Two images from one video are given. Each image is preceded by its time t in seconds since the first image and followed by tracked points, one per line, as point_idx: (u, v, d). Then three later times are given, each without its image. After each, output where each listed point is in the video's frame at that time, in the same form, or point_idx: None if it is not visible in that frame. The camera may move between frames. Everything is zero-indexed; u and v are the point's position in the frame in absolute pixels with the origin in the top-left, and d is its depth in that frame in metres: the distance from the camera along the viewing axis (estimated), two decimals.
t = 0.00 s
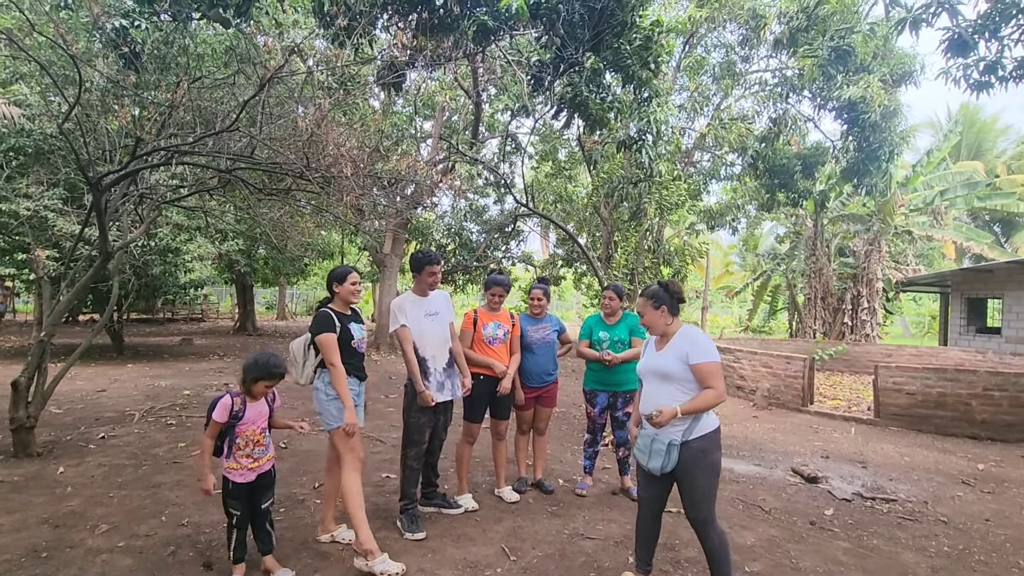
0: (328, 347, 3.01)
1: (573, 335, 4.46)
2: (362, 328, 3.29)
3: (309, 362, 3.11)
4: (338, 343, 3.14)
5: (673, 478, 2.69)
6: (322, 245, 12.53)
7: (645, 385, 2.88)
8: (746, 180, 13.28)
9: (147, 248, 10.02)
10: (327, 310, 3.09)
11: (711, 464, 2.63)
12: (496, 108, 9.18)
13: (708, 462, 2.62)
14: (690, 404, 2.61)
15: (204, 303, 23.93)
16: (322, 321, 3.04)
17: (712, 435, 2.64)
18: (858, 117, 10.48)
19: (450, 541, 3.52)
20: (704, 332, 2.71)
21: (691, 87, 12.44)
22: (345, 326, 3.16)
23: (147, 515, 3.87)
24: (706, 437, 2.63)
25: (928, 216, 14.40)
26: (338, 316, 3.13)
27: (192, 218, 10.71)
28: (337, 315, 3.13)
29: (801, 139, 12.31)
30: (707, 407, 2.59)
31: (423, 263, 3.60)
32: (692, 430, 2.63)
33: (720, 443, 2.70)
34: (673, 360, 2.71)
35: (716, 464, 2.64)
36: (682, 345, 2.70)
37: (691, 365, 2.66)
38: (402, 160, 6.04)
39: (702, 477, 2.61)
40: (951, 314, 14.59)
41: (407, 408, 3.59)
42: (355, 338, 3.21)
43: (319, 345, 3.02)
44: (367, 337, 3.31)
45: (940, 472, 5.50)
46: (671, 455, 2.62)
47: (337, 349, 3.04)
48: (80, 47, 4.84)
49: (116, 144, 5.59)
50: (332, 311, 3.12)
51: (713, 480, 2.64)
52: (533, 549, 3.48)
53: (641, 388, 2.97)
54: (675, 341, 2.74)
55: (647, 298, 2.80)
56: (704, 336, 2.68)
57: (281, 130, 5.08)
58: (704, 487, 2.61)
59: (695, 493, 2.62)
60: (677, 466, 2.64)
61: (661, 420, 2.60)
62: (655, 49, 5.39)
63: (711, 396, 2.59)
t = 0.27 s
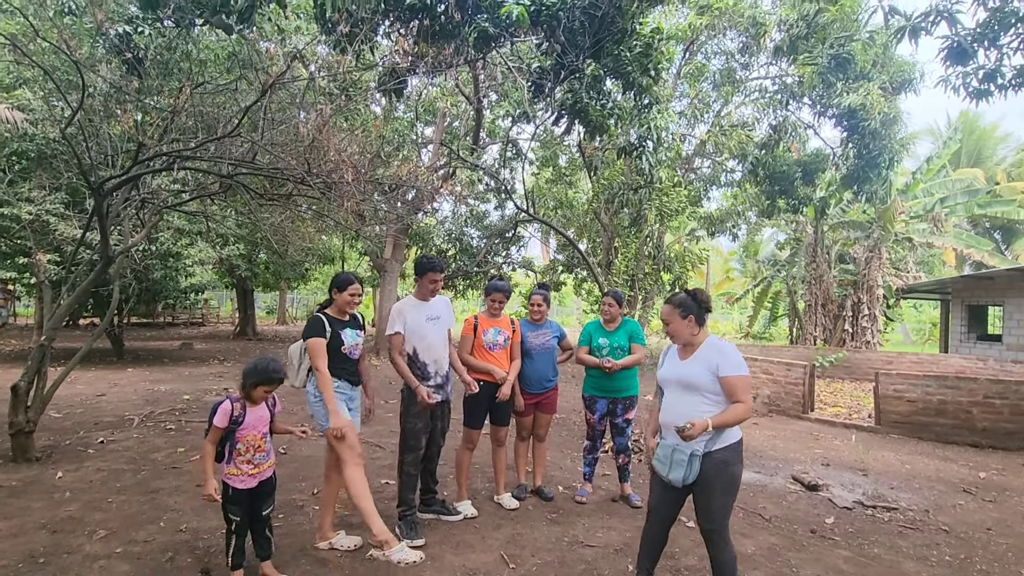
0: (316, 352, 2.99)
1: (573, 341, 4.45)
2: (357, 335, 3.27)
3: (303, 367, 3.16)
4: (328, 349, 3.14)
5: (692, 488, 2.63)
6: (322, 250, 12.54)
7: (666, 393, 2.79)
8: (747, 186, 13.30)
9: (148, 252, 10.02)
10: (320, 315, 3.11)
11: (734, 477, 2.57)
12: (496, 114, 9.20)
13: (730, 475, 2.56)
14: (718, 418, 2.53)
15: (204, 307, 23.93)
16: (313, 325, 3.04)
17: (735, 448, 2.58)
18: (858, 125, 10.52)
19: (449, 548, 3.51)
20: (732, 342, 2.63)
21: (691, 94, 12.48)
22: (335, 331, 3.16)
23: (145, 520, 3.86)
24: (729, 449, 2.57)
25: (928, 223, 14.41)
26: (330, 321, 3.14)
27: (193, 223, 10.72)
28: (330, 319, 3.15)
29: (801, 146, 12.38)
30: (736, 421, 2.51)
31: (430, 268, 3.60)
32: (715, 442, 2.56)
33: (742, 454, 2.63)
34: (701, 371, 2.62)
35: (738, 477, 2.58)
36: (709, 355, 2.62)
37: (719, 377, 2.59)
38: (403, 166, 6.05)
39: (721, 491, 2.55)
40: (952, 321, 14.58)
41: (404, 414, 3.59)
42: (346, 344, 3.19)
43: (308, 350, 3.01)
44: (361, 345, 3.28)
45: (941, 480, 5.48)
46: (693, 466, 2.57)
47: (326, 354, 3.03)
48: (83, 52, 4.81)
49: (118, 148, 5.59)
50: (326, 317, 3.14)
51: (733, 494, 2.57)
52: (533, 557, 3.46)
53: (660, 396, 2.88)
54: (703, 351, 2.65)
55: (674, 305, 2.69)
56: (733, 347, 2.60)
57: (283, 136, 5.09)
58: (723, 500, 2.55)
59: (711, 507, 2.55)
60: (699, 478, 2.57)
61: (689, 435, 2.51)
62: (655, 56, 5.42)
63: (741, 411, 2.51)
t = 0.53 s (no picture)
0: (301, 357, 3.07)
1: (574, 349, 4.45)
2: (354, 343, 3.26)
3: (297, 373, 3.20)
4: (321, 355, 3.15)
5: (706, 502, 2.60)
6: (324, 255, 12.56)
7: (686, 402, 2.77)
8: (749, 195, 13.28)
9: (151, 256, 10.04)
10: (315, 321, 3.15)
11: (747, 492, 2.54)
12: (500, 121, 9.23)
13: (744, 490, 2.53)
14: (739, 432, 2.49)
15: (206, 311, 23.95)
16: (303, 331, 3.11)
17: (753, 463, 2.54)
18: (860, 134, 10.53)
19: (447, 557, 3.49)
20: (757, 356, 2.59)
21: (694, 103, 12.50)
22: (329, 337, 3.16)
23: (143, 525, 3.85)
24: (747, 464, 2.53)
25: (931, 232, 14.39)
26: (326, 326, 3.17)
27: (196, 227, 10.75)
28: (327, 326, 3.17)
29: (804, 155, 12.38)
30: (756, 437, 2.47)
31: (435, 275, 3.55)
32: (734, 456, 2.53)
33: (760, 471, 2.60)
34: (723, 382, 2.59)
35: (753, 492, 2.55)
36: (733, 368, 2.58)
37: (742, 391, 2.55)
38: (406, 172, 6.07)
39: (735, 506, 2.53)
40: (954, 332, 14.53)
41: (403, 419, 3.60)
42: (338, 351, 3.17)
43: (296, 357, 3.09)
44: (356, 354, 3.26)
45: (945, 492, 5.44)
46: (708, 479, 2.53)
47: (309, 361, 3.09)
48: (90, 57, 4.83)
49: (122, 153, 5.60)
50: (321, 323, 3.16)
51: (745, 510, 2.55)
52: (531, 566, 3.44)
53: (679, 404, 2.85)
54: (726, 363, 2.61)
55: (700, 313, 2.66)
56: (758, 362, 2.56)
57: (286, 141, 5.09)
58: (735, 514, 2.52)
59: (724, 520, 2.53)
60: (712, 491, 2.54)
61: (707, 447, 2.48)
62: (657, 65, 5.46)
63: (762, 427, 2.47)
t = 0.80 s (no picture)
0: (297, 364, 3.08)
1: (576, 358, 4.42)
2: (353, 352, 3.23)
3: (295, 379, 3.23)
4: (320, 363, 3.13)
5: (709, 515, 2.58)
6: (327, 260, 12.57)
7: (696, 413, 2.75)
8: (753, 203, 13.27)
9: (154, 259, 10.05)
10: (315, 328, 3.13)
11: (749, 509, 2.50)
12: (504, 127, 9.25)
13: (747, 507, 2.50)
14: (741, 448, 2.46)
15: (209, 314, 24.00)
16: (302, 338, 3.10)
17: (757, 480, 2.51)
18: (865, 143, 10.53)
19: (445, 567, 3.45)
20: (770, 373, 2.54)
21: (698, 110, 12.52)
22: (329, 345, 3.14)
23: (140, 531, 3.82)
24: (752, 481, 2.51)
25: (936, 243, 14.33)
26: (326, 334, 3.15)
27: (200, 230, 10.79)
28: (326, 333, 3.15)
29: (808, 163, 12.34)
30: (759, 455, 2.43)
31: (439, 284, 3.56)
32: (737, 471, 2.50)
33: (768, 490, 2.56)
34: (732, 396, 2.56)
35: (755, 510, 2.51)
36: (743, 383, 2.55)
37: (749, 407, 2.52)
38: (409, 178, 6.06)
39: (736, 523, 2.49)
40: (959, 343, 14.44)
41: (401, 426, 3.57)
42: (335, 361, 3.15)
43: (292, 362, 3.10)
44: (355, 365, 3.24)
45: (949, 506, 5.38)
46: (709, 493, 2.52)
47: (304, 368, 3.09)
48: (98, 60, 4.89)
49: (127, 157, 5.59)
50: (321, 330, 3.15)
51: (749, 527, 2.51)
52: None
53: (690, 414, 2.84)
54: (737, 377, 2.58)
55: (718, 325, 2.64)
56: (769, 379, 2.51)
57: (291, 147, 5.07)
58: (735, 531, 2.49)
59: (724, 536, 2.51)
60: (713, 506, 2.52)
61: (707, 460, 2.47)
62: (662, 73, 5.47)
63: (765, 445, 2.43)
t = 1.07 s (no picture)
0: (298, 372, 3.02)
1: (577, 364, 4.41)
2: (351, 355, 3.22)
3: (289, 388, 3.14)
4: (317, 369, 3.09)
5: (705, 524, 2.58)
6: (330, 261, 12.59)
7: (697, 420, 2.74)
8: (756, 208, 13.24)
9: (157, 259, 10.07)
10: (311, 334, 3.09)
11: (746, 520, 2.48)
12: (507, 130, 9.26)
13: (742, 517, 2.48)
14: (732, 458, 2.44)
15: (212, 314, 24.04)
16: (299, 345, 3.05)
17: (753, 491, 2.48)
18: (869, 150, 10.50)
19: (444, 573, 3.44)
20: (770, 383, 2.48)
21: (702, 115, 12.52)
22: (327, 351, 3.11)
23: (140, 533, 3.82)
24: (748, 491, 2.48)
25: (940, 249, 14.29)
26: (324, 339, 3.12)
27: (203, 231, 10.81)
28: (323, 338, 3.12)
29: (812, 169, 12.27)
30: (751, 466, 2.40)
31: (443, 291, 3.57)
32: (732, 481, 2.49)
33: (768, 501, 2.51)
34: (729, 405, 2.54)
35: (753, 521, 2.48)
36: (740, 392, 2.51)
37: (745, 417, 2.48)
38: (412, 181, 6.06)
39: (730, 533, 2.48)
40: (963, 350, 14.39)
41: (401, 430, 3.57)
42: (338, 364, 3.14)
43: (291, 371, 3.04)
44: (355, 366, 3.23)
45: (951, 516, 5.36)
46: (704, 501, 2.52)
47: (307, 376, 3.04)
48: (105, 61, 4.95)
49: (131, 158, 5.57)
50: (317, 335, 3.11)
51: (745, 538, 2.49)
52: None
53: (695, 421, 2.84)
54: (736, 386, 2.55)
55: (724, 332, 2.62)
56: (767, 389, 2.46)
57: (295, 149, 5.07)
58: (730, 541, 2.48)
59: (720, 545, 2.51)
60: (708, 514, 2.52)
61: (696, 468, 2.47)
62: (666, 78, 5.47)
63: (756, 456, 2.39)
